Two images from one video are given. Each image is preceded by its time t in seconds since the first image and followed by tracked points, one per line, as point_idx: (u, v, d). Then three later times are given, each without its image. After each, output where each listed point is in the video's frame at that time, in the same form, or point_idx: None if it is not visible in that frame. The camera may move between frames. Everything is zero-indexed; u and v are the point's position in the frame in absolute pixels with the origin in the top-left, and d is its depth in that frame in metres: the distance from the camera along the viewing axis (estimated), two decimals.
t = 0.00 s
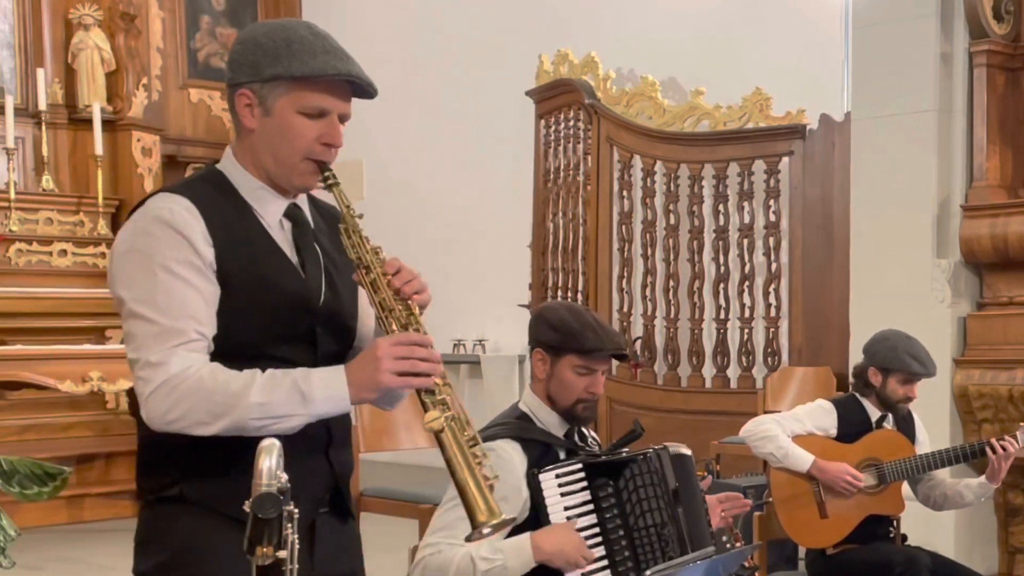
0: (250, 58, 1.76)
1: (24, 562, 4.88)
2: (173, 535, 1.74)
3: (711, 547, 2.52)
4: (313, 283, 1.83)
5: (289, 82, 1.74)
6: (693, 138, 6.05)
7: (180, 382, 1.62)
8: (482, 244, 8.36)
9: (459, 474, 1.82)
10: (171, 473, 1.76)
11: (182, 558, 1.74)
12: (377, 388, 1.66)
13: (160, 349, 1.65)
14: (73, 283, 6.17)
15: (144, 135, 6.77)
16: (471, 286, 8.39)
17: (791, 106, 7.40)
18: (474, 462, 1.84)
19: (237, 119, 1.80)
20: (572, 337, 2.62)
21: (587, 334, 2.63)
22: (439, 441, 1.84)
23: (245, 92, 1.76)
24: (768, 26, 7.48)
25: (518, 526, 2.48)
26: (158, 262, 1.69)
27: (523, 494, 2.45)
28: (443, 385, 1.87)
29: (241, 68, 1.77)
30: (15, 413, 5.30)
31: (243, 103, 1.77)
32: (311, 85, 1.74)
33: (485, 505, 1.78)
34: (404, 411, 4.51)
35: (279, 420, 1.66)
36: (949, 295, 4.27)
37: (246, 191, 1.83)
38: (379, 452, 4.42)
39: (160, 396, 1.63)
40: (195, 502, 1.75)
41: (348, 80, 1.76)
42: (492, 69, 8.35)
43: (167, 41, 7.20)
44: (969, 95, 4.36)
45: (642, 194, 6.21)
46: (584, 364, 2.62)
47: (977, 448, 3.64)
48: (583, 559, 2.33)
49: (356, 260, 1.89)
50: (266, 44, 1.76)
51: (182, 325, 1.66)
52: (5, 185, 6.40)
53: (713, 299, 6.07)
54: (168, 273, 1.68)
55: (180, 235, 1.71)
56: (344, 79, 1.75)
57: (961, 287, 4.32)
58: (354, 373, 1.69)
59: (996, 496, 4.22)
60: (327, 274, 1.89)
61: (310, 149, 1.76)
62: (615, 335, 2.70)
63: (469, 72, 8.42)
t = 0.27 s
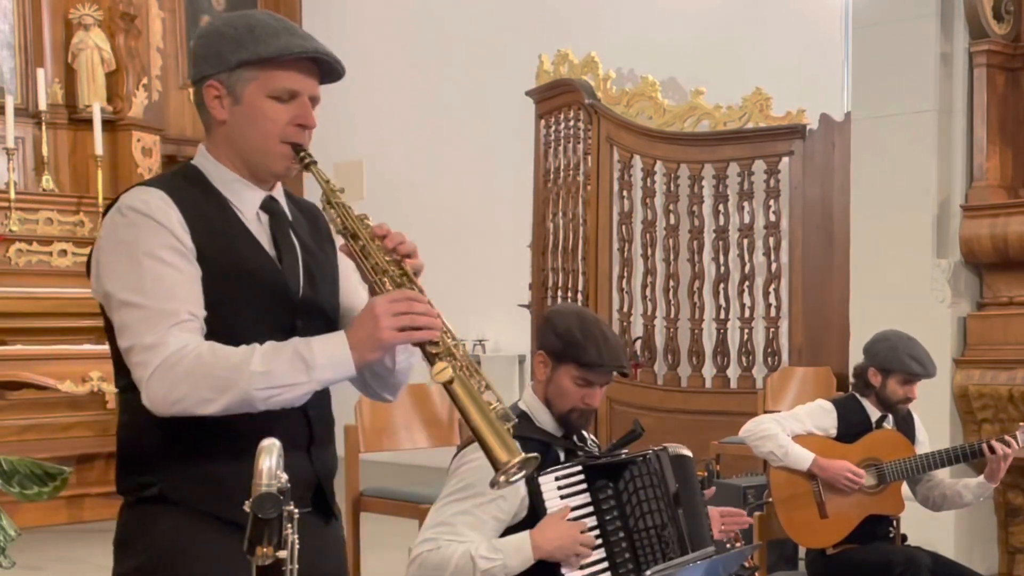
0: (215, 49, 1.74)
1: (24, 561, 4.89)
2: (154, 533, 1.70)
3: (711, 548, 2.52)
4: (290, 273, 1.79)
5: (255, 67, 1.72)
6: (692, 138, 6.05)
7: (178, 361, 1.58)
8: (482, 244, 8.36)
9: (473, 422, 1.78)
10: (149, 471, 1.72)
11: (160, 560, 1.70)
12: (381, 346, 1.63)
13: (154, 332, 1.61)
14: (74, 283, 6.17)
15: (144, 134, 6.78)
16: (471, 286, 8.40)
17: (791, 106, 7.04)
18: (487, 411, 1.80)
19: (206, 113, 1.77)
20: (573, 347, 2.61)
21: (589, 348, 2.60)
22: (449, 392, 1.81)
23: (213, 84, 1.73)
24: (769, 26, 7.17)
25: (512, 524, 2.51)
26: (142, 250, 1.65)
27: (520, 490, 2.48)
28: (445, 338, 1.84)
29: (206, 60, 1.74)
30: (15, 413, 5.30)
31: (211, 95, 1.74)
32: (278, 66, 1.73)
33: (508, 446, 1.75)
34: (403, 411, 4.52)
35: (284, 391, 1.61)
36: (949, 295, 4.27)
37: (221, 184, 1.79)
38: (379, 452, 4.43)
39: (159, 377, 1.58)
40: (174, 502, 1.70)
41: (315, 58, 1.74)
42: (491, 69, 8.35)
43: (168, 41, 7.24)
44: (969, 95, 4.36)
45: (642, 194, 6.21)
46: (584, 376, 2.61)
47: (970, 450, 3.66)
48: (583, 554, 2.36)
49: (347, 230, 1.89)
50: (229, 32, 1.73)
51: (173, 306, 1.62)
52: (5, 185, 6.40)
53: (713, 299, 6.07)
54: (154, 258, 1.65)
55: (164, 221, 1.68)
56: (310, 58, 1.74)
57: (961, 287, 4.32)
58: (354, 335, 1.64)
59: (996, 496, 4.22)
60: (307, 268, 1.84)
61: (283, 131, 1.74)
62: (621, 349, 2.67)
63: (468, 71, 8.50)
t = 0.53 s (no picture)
0: (187, 45, 1.68)
1: (24, 561, 4.89)
2: (119, 535, 1.66)
3: (711, 548, 2.52)
4: (259, 271, 1.75)
5: (229, 70, 1.66)
6: (692, 138, 6.04)
7: (147, 368, 1.53)
8: (482, 245, 8.36)
9: (451, 438, 1.78)
10: (114, 472, 1.67)
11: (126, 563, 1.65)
12: (360, 360, 1.61)
13: (121, 336, 1.56)
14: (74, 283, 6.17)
15: (145, 135, 6.79)
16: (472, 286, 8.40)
17: (790, 106, 7.05)
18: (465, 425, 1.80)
19: (173, 109, 1.71)
20: (574, 349, 2.59)
21: (588, 351, 2.59)
22: (427, 406, 1.79)
23: (182, 82, 1.67)
24: (769, 26, 7.14)
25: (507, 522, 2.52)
26: (110, 248, 1.61)
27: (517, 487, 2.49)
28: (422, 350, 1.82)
29: (177, 55, 1.68)
30: (14, 413, 5.30)
31: (180, 92, 1.68)
32: (254, 72, 1.67)
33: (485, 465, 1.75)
34: (403, 411, 4.52)
35: (256, 404, 1.58)
36: (949, 295, 4.27)
37: (187, 179, 1.75)
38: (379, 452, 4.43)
39: (127, 384, 1.53)
40: (138, 504, 1.66)
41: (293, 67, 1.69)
42: (491, 70, 8.35)
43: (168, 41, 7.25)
44: (969, 95, 4.36)
45: (642, 194, 6.21)
46: (582, 377, 2.60)
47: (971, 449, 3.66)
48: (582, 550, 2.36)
49: (318, 238, 1.87)
50: (204, 30, 1.67)
51: (140, 309, 1.58)
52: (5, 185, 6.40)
53: (713, 299, 6.06)
54: (121, 257, 1.60)
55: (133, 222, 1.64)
56: (287, 67, 1.68)
57: (961, 287, 4.32)
58: (329, 347, 1.62)
59: (996, 496, 4.22)
60: (275, 266, 1.81)
61: (254, 137, 1.69)
62: (622, 351, 2.65)
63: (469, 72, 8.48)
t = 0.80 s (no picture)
0: (179, 58, 1.63)
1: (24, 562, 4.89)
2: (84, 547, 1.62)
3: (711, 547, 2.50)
4: (231, 279, 1.74)
5: (215, 95, 1.61)
6: (692, 138, 6.04)
7: (91, 399, 1.49)
8: (482, 245, 8.36)
9: (389, 508, 1.75)
10: (74, 482, 1.63)
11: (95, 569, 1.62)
12: (306, 419, 1.57)
13: (69, 359, 1.51)
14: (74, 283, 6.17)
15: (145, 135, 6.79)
16: (472, 286, 8.41)
17: (791, 106, 7.07)
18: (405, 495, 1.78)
19: (151, 113, 1.67)
20: (574, 344, 2.60)
21: (590, 344, 2.60)
22: (368, 471, 1.77)
23: (165, 92, 1.63)
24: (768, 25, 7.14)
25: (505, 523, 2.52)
26: (63, 262, 1.55)
27: (517, 488, 2.49)
28: (372, 414, 1.81)
29: (168, 64, 1.63)
30: (14, 413, 5.30)
31: (161, 101, 1.64)
32: (241, 106, 1.62)
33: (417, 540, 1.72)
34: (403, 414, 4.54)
35: (197, 448, 1.55)
36: (949, 296, 4.27)
37: (155, 186, 1.72)
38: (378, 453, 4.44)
39: (63, 413, 1.49)
40: (105, 513, 1.63)
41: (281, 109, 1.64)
42: (491, 70, 8.35)
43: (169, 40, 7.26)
44: (969, 96, 4.36)
45: (642, 194, 6.20)
46: (584, 371, 2.61)
47: (978, 446, 3.64)
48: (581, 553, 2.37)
49: (276, 280, 1.85)
50: (199, 48, 1.62)
51: (92, 333, 1.53)
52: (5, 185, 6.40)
53: (713, 299, 6.06)
54: (73, 274, 1.55)
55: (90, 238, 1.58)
56: (274, 107, 1.64)
57: (961, 288, 4.32)
58: (277, 404, 1.58)
59: (996, 496, 4.22)
60: (245, 268, 1.82)
61: (225, 165, 1.66)
62: (620, 343, 2.67)
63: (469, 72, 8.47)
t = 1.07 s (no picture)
0: (165, 53, 1.62)
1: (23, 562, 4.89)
2: (71, 551, 1.60)
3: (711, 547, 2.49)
4: (221, 280, 1.73)
5: (203, 89, 1.60)
6: (692, 138, 6.04)
7: (80, 400, 1.47)
8: (482, 245, 8.36)
9: (382, 505, 1.76)
10: (61, 486, 1.61)
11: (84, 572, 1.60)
12: (297, 419, 1.56)
13: (56, 362, 1.50)
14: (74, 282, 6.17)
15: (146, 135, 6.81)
16: (472, 287, 8.42)
17: (790, 106, 7.07)
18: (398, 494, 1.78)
19: (139, 111, 1.65)
20: (575, 339, 2.61)
21: (590, 339, 2.61)
22: (360, 469, 1.75)
23: (154, 89, 1.61)
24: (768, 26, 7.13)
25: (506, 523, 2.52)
26: (50, 263, 1.54)
27: (517, 487, 2.50)
28: (364, 411, 1.78)
29: (154, 60, 1.62)
30: (14, 413, 5.30)
31: (149, 98, 1.62)
32: (231, 100, 1.61)
33: (412, 541, 1.73)
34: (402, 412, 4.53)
35: (187, 448, 1.54)
36: (949, 295, 4.27)
37: (145, 186, 1.70)
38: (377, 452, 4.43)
39: (54, 413, 1.48)
40: (94, 516, 1.61)
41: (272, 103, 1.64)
42: (491, 70, 8.35)
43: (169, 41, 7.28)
44: (969, 95, 4.36)
45: (642, 194, 6.20)
46: (585, 366, 2.62)
47: (979, 447, 3.64)
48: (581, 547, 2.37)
49: (268, 277, 1.84)
50: (186, 43, 1.61)
51: (79, 334, 1.51)
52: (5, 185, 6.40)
53: (713, 299, 6.06)
54: (60, 275, 1.53)
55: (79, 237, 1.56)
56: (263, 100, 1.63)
57: (961, 287, 4.32)
58: (268, 402, 1.57)
59: (996, 496, 4.23)
60: (235, 269, 1.81)
61: (217, 161, 1.65)
62: (617, 338, 2.69)
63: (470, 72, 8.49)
